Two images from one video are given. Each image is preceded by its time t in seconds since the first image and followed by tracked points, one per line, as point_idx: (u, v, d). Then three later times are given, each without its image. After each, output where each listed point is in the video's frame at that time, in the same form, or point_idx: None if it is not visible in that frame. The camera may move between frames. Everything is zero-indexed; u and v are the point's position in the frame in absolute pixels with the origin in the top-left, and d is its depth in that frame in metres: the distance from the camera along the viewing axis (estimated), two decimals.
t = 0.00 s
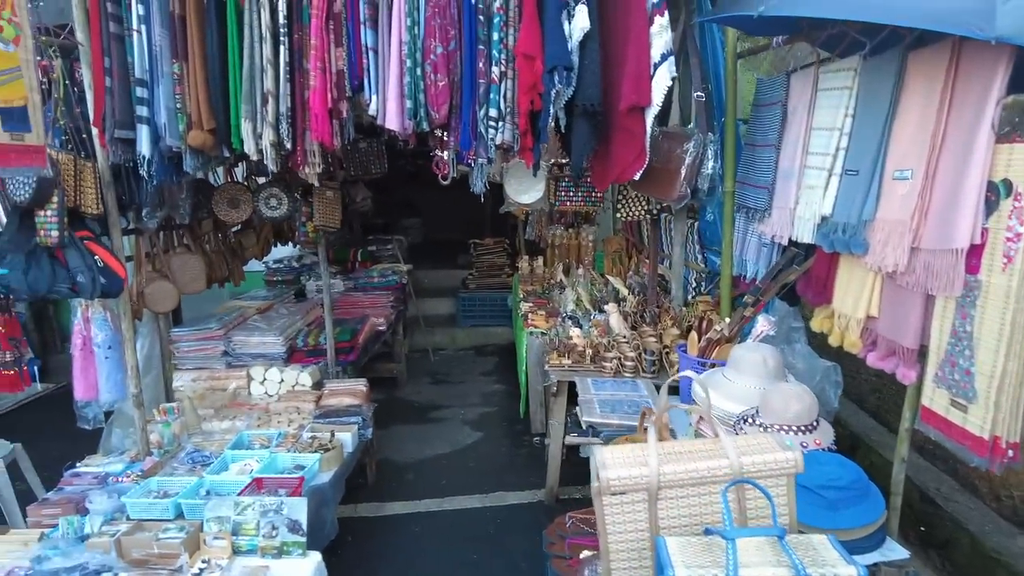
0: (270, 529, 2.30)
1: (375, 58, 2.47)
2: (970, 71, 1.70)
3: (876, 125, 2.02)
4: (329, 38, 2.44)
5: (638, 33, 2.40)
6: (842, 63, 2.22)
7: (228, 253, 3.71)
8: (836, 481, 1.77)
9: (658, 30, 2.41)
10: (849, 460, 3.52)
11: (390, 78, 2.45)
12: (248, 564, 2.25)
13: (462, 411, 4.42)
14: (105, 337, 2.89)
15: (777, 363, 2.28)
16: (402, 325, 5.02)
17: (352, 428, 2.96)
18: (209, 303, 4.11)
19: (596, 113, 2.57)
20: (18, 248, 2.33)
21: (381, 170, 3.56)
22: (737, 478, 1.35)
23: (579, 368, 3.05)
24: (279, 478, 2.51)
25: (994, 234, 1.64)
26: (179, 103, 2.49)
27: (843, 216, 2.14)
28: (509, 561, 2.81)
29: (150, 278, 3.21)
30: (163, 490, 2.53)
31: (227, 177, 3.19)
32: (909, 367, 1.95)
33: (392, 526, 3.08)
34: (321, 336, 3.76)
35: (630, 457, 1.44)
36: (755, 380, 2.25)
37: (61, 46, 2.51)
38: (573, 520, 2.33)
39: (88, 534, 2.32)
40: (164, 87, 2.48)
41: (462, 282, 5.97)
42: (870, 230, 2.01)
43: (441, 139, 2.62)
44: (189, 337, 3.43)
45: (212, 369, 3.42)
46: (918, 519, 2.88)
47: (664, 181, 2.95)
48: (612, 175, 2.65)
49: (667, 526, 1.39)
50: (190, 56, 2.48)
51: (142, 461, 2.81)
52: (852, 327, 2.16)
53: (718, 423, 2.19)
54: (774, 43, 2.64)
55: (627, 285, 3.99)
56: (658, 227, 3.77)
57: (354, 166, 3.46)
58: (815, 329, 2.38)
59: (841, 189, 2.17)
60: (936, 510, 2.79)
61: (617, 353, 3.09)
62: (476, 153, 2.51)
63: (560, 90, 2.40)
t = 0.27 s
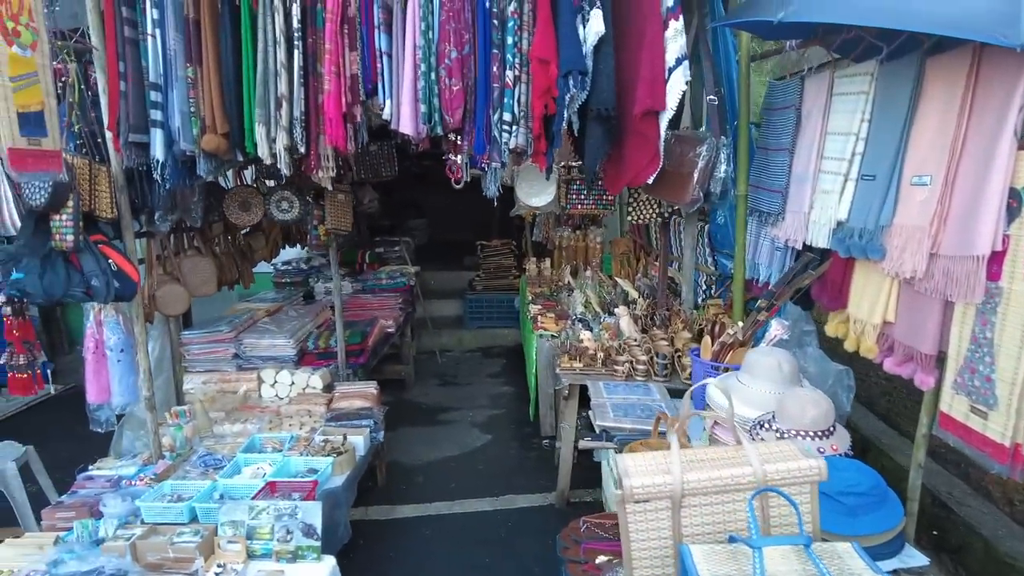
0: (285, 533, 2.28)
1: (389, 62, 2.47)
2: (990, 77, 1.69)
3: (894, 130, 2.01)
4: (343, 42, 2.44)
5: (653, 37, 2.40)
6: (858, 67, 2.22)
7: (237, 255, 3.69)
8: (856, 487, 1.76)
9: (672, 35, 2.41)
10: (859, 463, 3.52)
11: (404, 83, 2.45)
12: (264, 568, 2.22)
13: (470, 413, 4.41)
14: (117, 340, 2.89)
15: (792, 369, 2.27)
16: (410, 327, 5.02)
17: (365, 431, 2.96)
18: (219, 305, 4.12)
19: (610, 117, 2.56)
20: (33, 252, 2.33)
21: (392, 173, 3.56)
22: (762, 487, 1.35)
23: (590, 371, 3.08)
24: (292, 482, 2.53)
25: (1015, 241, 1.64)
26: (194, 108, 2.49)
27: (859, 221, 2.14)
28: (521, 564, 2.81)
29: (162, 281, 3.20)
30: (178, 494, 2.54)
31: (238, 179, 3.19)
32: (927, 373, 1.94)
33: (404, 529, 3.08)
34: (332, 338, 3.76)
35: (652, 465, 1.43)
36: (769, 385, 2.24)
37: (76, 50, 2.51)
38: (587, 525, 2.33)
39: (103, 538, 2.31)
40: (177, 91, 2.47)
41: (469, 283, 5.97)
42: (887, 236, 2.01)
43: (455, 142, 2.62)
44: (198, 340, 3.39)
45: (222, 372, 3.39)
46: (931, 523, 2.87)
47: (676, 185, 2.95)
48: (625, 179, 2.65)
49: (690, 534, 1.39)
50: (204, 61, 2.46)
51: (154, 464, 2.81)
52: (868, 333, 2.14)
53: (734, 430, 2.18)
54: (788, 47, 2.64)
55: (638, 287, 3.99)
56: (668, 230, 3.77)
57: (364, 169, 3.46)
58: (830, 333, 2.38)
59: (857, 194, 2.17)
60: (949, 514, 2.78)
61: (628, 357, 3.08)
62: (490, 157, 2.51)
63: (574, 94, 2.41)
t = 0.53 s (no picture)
0: (298, 531, 2.28)
1: (401, 62, 2.48)
2: (1006, 76, 1.70)
3: (908, 130, 2.01)
4: (355, 41, 2.44)
5: (665, 37, 2.40)
6: (870, 67, 2.22)
7: (245, 255, 3.69)
8: (870, 485, 1.75)
9: (684, 35, 2.41)
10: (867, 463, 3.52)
11: (416, 83, 2.46)
12: (277, 567, 2.23)
13: (477, 413, 4.42)
14: (128, 339, 2.90)
15: (804, 368, 2.28)
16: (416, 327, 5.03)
17: (375, 430, 2.96)
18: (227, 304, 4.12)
19: (621, 116, 2.57)
20: (47, 251, 2.34)
21: (401, 173, 3.56)
22: (781, 485, 1.35)
23: (600, 370, 3.08)
24: (305, 481, 2.52)
25: None
26: (206, 107, 2.49)
27: (871, 220, 2.14)
28: (531, 563, 2.81)
29: (171, 280, 3.19)
30: (189, 493, 2.53)
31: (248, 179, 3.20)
32: (941, 372, 1.94)
33: (413, 528, 3.09)
34: (341, 338, 3.77)
35: (671, 463, 1.44)
36: (781, 383, 2.25)
37: (88, 50, 2.52)
38: (599, 524, 2.32)
39: (117, 536, 2.32)
40: (189, 91, 2.48)
41: (474, 283, 5.97)
42: (901, 235, 2.01)
43: (466, 142, 2.62)
44: (207, 338, 3.42)
45: (231, 371, 3.41)
46: (940, 522, 2.88)
47: (686, 185, 2.95)
48: (636, 178, 2.66)
49: (710, 532, 1.39)
50: (216, 60, 2.46)
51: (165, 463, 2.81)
52: (880, 332, 2.15)
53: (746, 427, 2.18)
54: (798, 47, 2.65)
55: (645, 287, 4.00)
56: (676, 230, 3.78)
57: (373, 169, 3.47)
58: (841, 332, 2.39)
59: (869, 193, 2.17)
60: (958, 514, 2.79)
61: (638, 356, 3.08)
62: (501, 156, 2.52)
63: (586, 94, 2.41)
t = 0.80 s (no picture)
0: (311, 529, 2.28)
1: (413, 61, 2.49)
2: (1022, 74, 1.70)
3: (922, 128, 2.01)
4: (367, 40, 2.45)
5: (676, 36, 2.41)
6: (883, 66, 2.23)
7: (254, 254, 3.70)
8: (882, 481, 1.75)
9: (696, 33, 2.41)
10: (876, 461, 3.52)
11: (428, 81, 2.46)
12: (289, 564, 2.22)
13: (484, 411, 4.42)
14: (138, 337, 2.90)
15: (816, 366, 2.29)
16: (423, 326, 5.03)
17: (385, 428, 2.97)
18: (235, 303, 4.12)
19: (633, 115, 2.58)
20: (61, 249, 2.35)
21: (409, 172, 3.57)
22: (801, 481, 1.35)
23: (609, 369, 3.07)
24: (316, 478, 2.52)
25: None
26: (218, 105, 2.50)
27: (884, 218, 2.15)
28: (541, 561, 2.81)
29: (181, 278, 3.19)
30: (201, 490, 2.52)
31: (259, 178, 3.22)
32: (955, 369, 1.94)
33: (423, 526, 3.09)
34: (350, 336, 3.77)
35: (690, 459, 1.44)
36: (792, 381, 2.26)
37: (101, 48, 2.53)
38: (612, 522, 2.32)
39: (130, 534, 2.32)
40: (202, 89, 2.48)
41: (480, 282, 5.98)
42: (914, 233, 2.01)
43: (477, 140, 2.63)
44: (217, 337, 3.44)
45: (240, 369, 3.43)
46: (951, 520, 2.88)
47: (696, 184, 2.96)
48: (646, 177, 2.67)
49: (729, 528, 1.40)
50: (229, 59, 2.48)
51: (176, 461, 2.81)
52: (893, 330, 2.15)
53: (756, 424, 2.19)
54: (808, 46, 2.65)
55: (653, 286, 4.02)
56: (684, 229, 3.79)
57: (382, 168, 3.48)
58: (853, 330, 2.39)
59: (881, 192, 2.18)
60: (968, 512, 2.79)
61: (648, 354, 3.08)
62: (513, 154, 2.53)
63: (598, 92, 2.41)
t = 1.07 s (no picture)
0: (315, 528, 2.27)
1: (417, 59, 2.48)
2: None
3: (928, 125, 2.01)
4: (371, 38, 2.45)
5: (680, 35, 2.41)
6: (887, 64, 2.22)
7: (257, 253, 3.70)
8: (887, 479, 1.73)
9: (700, 31, 2.45)
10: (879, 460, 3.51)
11: (432, 79, 2.46)
12: (293, 563, 2.22)
13: (486, 410, 4.41)
14: (141, 336, 2.89)
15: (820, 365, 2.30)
16: (425, 326, 5.02)
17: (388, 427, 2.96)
18: (237, 302, 4.12)
19: (637, 113, 2.58)
20: (64, 248, 2.35)
21: (412, 171, 3.56)
22: (809, 479, 1.34)
23: (613, 368, 3.07)
24: (320, 478, 2.51)
25: None
26: (221, 104, 2.50)
27: (889, 216, 2.14)
28: (545, 559, 2.81)
29: (184, 277, 3.18)
30: (204, 490, 2.52)
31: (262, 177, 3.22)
32: (961, 367, 1.95)
33: (426, 525, 3.08)
34: (352, 335, 3.77)
35: (697, 458, 1.44)
36: (796, 380, 2.27)
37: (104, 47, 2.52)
38: (617, 521, 2.32)
39: (133, 533, 2.31)
40: (205, 88, 2.48)
41: (482, 281, 5.98)
42: (919, 231, 2.01)
43: (481, 139, 2.63)
44: (219, 336, 3.44)
45: (242, 368, 3.42)
46: (955, 519, 2.87)
47: (700, 182, 2.96)
48: (650, 175, 2.67)
49: (736, 526, 1.39)
50: (232, 57, 2.47)
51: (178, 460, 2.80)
52: (898, 328, 2.14)
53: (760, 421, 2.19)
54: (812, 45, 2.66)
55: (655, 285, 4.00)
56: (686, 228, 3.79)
57: (384, 167, 3.48)
58: (858, 329, 2.38)
59: (886, 190, 2.17)
60: (973, 511, 2.78)
61: (651, 353, 3.07)
62: (516, 153, 2.53)
63: (602, 90, 2.41)
